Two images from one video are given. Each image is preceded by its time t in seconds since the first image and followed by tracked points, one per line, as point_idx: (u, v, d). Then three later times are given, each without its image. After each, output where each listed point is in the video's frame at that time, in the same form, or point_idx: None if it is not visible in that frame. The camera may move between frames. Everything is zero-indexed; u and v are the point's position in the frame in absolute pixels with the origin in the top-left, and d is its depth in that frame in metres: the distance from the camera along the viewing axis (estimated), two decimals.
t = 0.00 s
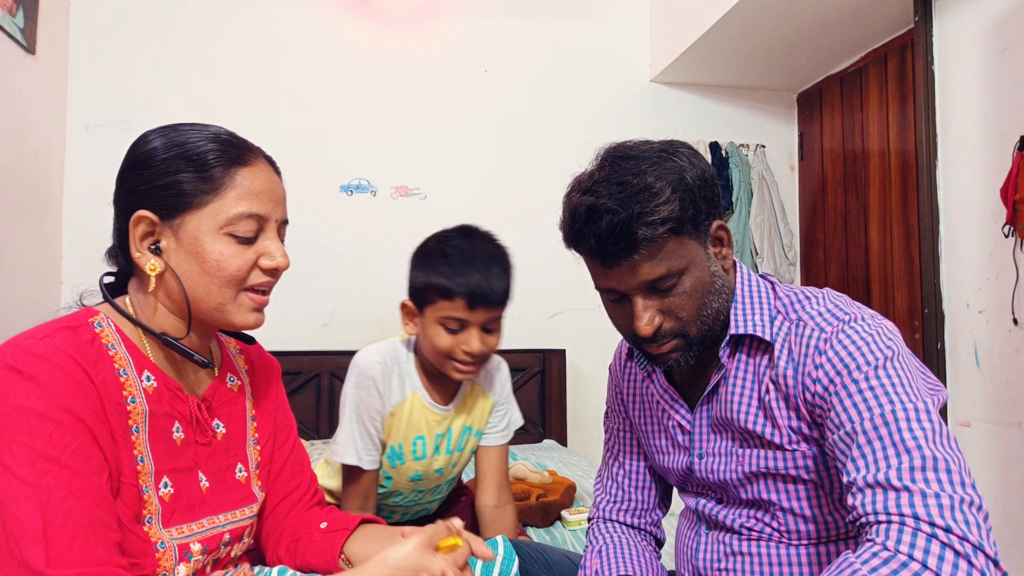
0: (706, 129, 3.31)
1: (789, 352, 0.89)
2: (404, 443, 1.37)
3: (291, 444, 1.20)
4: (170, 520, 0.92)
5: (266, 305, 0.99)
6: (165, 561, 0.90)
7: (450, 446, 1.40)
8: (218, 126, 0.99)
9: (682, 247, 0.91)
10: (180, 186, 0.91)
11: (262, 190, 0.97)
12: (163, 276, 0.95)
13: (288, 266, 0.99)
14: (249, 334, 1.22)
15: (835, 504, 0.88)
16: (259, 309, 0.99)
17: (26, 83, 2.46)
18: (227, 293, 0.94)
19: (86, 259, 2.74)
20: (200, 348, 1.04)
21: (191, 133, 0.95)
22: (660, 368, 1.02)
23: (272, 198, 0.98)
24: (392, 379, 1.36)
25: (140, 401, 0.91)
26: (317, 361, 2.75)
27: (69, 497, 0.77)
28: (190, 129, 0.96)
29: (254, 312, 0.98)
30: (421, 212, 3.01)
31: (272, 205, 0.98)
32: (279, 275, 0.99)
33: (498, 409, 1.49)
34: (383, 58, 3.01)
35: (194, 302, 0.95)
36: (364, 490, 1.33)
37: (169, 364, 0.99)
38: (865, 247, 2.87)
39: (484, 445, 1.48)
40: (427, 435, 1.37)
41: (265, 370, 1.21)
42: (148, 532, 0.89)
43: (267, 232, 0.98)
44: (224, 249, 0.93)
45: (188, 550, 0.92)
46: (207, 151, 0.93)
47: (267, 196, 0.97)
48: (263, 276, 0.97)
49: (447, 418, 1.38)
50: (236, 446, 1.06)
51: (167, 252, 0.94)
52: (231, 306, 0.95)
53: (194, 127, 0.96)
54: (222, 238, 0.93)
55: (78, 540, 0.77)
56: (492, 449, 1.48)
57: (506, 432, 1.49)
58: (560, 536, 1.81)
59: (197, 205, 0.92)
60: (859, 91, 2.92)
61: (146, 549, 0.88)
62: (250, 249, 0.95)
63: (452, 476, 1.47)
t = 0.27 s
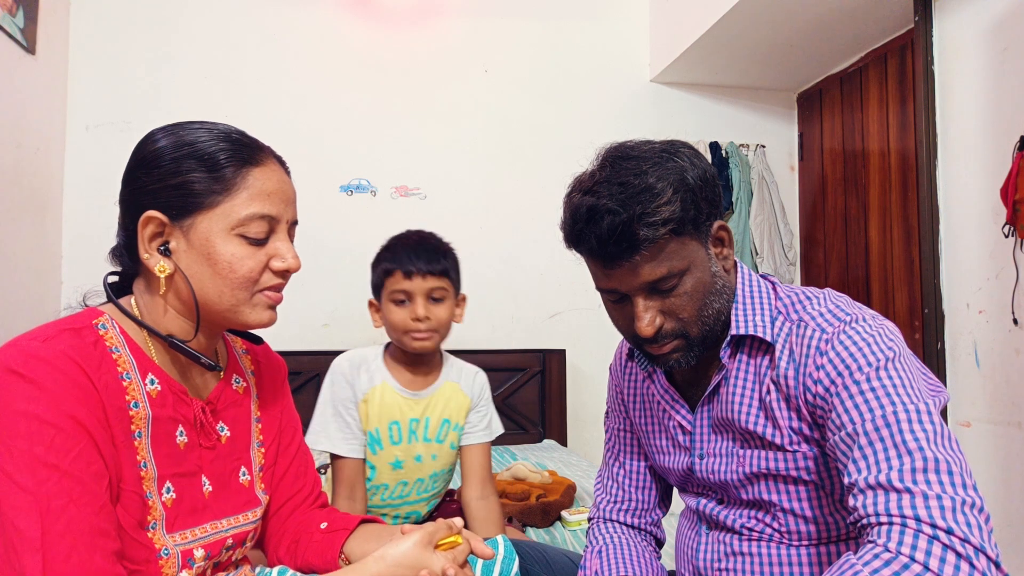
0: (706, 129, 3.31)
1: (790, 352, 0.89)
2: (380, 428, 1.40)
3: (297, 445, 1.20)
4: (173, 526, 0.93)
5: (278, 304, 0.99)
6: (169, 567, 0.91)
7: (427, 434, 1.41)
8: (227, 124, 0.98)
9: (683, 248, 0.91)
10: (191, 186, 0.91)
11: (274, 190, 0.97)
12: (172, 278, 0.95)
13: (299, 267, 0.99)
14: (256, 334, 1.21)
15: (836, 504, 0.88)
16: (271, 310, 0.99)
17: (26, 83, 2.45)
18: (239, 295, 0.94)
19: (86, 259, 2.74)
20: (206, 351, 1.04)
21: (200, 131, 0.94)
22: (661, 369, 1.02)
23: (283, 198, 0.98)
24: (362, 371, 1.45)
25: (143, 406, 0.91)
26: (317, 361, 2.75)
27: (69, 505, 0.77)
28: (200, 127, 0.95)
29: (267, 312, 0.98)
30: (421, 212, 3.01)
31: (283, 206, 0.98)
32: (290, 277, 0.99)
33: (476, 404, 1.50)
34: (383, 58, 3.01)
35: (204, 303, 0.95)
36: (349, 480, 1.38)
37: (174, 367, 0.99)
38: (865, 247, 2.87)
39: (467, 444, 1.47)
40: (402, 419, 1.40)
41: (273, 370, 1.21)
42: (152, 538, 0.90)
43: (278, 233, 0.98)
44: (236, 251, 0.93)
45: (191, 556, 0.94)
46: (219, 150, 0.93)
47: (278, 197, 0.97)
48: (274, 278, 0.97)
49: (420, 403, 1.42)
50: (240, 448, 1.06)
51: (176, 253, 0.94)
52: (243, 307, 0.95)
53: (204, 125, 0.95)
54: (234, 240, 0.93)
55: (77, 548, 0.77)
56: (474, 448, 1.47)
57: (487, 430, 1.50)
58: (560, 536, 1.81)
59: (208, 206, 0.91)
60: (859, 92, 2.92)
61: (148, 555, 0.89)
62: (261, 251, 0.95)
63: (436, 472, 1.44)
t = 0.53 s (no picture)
0: (706, 129, 3.31)
1: (789, 352, 0.89)
2: (371, 413, 1.50)
3: (301, 446, 1.21)
4: (176, 531, 0.94)
5: (283, 309, 0.99)
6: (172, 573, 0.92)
7: (414, 415, 1.53)
8: (229, 124, 0.97)
9: (683, 249, 0.91)
10: (192, 190, 0.91)
11: (277, 192, 0.96)
12: (173, 283, 0.96)
13: (304, 271, 0.99)
14: (262, 335, 1.22)
15: (836, 505, 0.88)
16: (276, 314, 0.99)
17: (26, 83, 2.45)
18: (244, 300, 0.94)
19: (86, 260, 2.74)
20: (210, 355, 1.04)
21: (202, 131, 0.94)
22: (661, 369, 1.02)
23: (287, 199, 0.98)
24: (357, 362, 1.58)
25: (145, 410, 0.92)
26: (317, 361, 2.75)
27: (68, 515, 0.78)
28: (203, 127, 0.95)
29: (272, 317, 0.98)
30: (421, 213, 3.01)
31: (287, 208, 0.98)
32: (295, 280, 0.99)
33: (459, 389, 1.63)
34: (383, 58, 3.01)
35: (207, 309, 0.95)
36: (338, 473, 1.44)
37: (178, 371, 0.99)
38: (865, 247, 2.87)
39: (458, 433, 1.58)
40: (391, 403, 1.52)
41: (278, 369, 1.22)
42: (155, 544, 0.91)
43: (282, 236, 0.98)
44: (240, 255, 0.93)
45: (194, 562, 0.94)
46: (221, 152, 0.93)
47: (281, 199, 0.97)
48: (279, 282, 0.97)
49: (405, 386, 1.55)
50: (243, 451, 1.07)
51: (178, 258, 0.94)
52: (248, 312, 0.96)
53: (206, 126, 0.95)
54: (237, 244, 0.93)
55: (75, 558, 0.77)
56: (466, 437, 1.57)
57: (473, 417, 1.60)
58: (560, 536, 1.81)
59: (210, 210, 0.91)
60: (859, 91, 2.92)
61: (151, 561, 0.90)
62: (265, 255, 0.95)
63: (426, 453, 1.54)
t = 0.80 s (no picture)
0: (706, 129, 3.31)
1: (789, 352, 0.89)
2: (369, 408, 1.51)
3: (305, 446, 1.22)
4: (183, 533, 0.94)
5: (289, 310, 0.99)
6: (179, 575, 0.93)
7: (412, 409, 1.53)
8: (222, 124, 0.96)
9: (682, 249, 0.91)
10: (186, 199, 0.90)
11: (273, 194, 0.95)
12: (177, 294, 0.96)
13: (308, 272, 0.99)
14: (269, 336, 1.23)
15: (836, 505, 0.88)
16: (284, 315, 0.99)
17: (26, 83, 2.45)
18: (248, 306, 0.95)
19: (86, 260, 2.74)
20: (217, 358, 1.05)
21: (191, 135, 0.93)
22: (661, 369, 1.02)
23: (284, 200, 0.96)
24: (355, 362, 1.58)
25: (154, 413, 0.92)
26: (317, 361, 2.76)
27: (71, 522, 0.78)
28: (195, 131, 0.93)
29: (279, 319, 0.98)
30: (421, 213, 3.01)
31: (284, 208, 0.97)
32: (300, 280, 0.99)
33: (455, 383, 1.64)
34: (383, 58, 3.01)
35: (211, 316, 0.96)
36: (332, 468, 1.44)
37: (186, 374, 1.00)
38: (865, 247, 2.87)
39: (457, 425, 1.59)
40: (388, 397, 1.53)
41: (283, 368, 1.23)
42: (162, 547, 0.92)
43: (282, 238, 0.97)
44: (239, 262, 0.93)
45: (200, 564, 0.95)
46: (214, 156, 0.92)
47: (278, 200, 0.96)
48: (282, 284, 0.97)
49: (403, 381, 1.56)
50: (249, 453, 1.08)
51: (178, 268, 0.94)
52: (254, 317, 0.96)
53: (195, 129, 0.93)
54: (235, 251, 0.93)
55: (78, 563, 0.77)
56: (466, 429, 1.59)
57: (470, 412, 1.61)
58: (560, 536, 1.81)
59: (206, 218, 0.91)
60: (859, 92, 2.92)
61: (158, 563, 0.91)
62: (265, 260, 0.95)
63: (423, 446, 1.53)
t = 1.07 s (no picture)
0: (706, 129, 3.31)
1: (788, 351, 0.89)
2: (362, 408, 1.51)
3: (309, 447, 1.22)
4: (188, 533, 0.95)
5: (292, 312, 0.99)
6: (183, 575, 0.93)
7: (405, 407, 1.53)
8: (217, 127, 0.95)
9: (680, 249, 0.91)
10: (181, 206, 0.90)
11: (268, 196, 0.94)
12: (178, 300, 0.96)
13: (308, 273, 0.98)
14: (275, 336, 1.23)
15: (835, 503, 0.88)
16: (286, 317, 0.99)
17: (26, 83, 2.45)
18: (248, 310, 0.95)
19: (86, 260, 2.74)
20: (220, 360, 1.05)
21: (182, 139, 0.92)
22: (661, 369, 1.02)
23: (280, 202, 0.96)
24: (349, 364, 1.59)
25: (161, 413, 0.93)
26: (317, 361, 2.76)
27: (74, 524, 0.78)
28: (190, 135, 0.93)
29: (281, 321, 0.98)
30: (421, 213, 3.01)
31: (281, 210, 0.96)
32: (300, 282, 0.98)
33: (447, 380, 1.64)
34: (383, 58, 3.01)
35: (213, 321, 0.96)
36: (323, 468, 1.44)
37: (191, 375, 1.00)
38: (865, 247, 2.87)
39: (451, 418, 1.60)
40: (380, 397, 1.53)
41: (288, 368, 1.24)
42: (166, 547, 0.92)
43: (279, 240, 0.97)
44: (237, 267, 0.93)
45: (204, 565, 0.95)
46: (209, 160, 0.91)
47: (274, 202, 0.95)
48: (282, 287, 0.97)
49: (395, 381, 1.56)
50: (254, 453, 1.08)
51: (177, 274, 0.95)
52: (255, 320, 0.96)
53: (188, 132, 0.92)
54: (232, 255, 0.93)
55: (81, 566, 0.78)
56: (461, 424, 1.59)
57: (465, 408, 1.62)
58: (560, 536, 1.81)
59: (202, 224, 0.91)
60: (859, 91, 2.92)
61: (162, 563, 0.91)
62: (264, 262, 0.95)
63: (417, 444, 1.53)
